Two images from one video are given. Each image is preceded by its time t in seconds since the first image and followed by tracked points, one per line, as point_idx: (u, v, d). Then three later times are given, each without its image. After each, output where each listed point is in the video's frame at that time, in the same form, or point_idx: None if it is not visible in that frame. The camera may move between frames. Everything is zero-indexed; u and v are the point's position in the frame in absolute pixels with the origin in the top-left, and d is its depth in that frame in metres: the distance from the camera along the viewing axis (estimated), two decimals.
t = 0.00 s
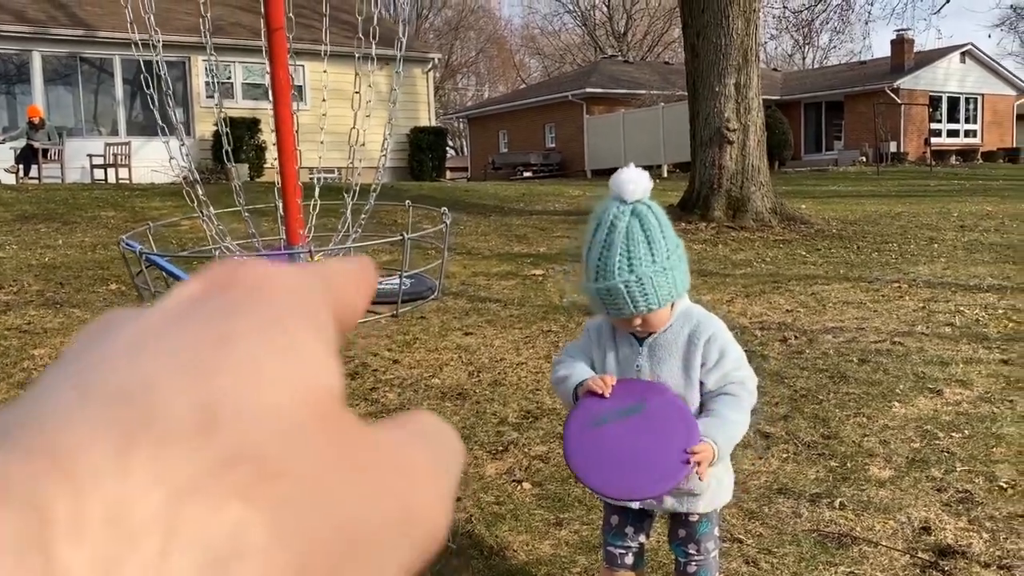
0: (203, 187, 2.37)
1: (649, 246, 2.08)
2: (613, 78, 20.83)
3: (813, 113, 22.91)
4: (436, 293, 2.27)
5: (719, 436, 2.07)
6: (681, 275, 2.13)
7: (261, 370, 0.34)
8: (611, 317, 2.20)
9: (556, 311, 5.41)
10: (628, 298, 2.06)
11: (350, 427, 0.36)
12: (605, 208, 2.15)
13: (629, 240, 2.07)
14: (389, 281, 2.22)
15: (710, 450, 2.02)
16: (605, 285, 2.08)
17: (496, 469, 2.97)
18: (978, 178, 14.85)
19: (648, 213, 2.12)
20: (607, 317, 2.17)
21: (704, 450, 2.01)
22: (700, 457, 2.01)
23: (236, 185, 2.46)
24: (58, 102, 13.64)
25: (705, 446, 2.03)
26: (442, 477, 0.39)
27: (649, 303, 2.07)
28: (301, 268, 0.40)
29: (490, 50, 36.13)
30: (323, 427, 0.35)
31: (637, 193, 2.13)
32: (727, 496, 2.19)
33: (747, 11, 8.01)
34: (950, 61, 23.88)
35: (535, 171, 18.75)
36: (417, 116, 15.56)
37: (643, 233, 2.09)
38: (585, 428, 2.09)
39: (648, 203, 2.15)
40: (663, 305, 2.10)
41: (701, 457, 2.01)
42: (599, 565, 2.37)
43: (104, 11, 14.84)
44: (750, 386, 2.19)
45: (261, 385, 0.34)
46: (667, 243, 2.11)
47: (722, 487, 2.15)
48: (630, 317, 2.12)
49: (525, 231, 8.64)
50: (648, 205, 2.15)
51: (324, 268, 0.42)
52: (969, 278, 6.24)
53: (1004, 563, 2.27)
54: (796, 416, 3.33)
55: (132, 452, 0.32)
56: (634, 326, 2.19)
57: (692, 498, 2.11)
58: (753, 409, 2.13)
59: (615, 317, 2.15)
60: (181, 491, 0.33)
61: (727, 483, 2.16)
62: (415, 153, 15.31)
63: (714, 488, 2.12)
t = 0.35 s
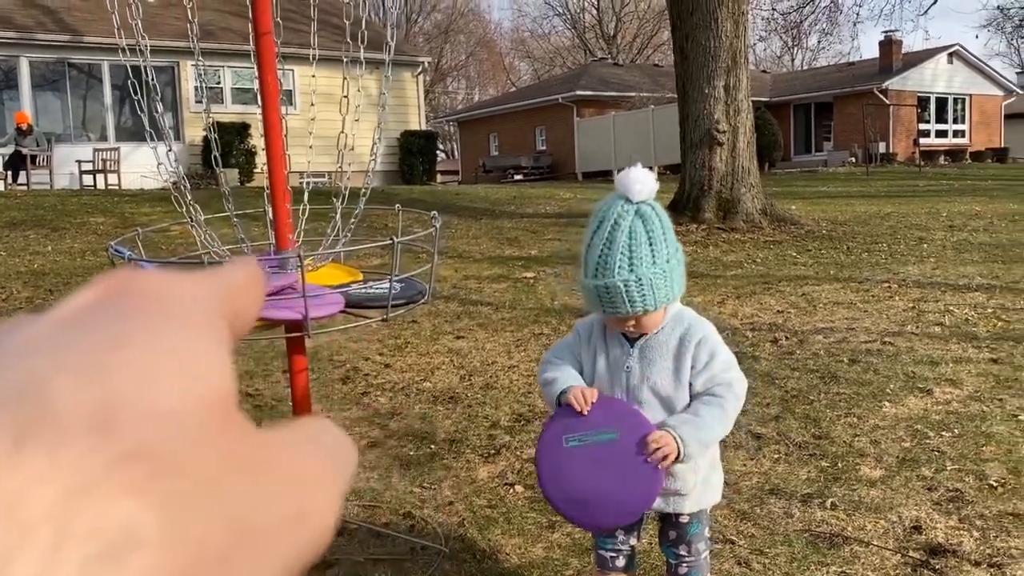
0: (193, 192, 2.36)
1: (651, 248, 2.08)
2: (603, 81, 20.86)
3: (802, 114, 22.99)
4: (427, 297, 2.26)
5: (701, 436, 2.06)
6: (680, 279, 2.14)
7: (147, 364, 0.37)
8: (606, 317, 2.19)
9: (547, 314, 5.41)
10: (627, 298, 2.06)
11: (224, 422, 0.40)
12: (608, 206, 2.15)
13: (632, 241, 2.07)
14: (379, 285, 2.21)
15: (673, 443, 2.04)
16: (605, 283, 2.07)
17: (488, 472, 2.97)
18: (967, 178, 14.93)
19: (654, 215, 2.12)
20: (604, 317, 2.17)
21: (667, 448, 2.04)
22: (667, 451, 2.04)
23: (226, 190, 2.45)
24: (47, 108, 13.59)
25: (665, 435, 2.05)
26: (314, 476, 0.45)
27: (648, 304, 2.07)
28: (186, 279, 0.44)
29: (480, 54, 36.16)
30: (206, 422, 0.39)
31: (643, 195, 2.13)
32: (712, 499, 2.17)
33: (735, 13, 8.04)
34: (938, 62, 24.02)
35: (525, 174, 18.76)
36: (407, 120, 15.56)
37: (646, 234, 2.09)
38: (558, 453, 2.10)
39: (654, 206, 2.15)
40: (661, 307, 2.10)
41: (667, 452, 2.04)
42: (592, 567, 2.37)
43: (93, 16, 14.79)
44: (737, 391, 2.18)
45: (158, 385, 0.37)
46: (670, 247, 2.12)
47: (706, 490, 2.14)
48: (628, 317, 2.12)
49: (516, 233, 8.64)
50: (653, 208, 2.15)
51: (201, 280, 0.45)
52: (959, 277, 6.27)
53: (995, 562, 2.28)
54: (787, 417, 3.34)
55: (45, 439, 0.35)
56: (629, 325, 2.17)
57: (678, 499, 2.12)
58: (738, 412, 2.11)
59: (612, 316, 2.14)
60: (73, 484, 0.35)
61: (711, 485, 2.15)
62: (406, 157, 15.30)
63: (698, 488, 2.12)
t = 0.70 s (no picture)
0: (181, 198, 2.35)
1: (644, 229, 2.12)
2: (593, 83, 20.92)
3: (792, 114, 23.09)
4: (418, 301, 2.26)
5: (688, 440, 2.06)
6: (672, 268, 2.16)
7: (166, 417, 0.40)
8: (598, 310, 2.20)
9: (539, 316, 5.42)
10: (620, 273, 2.07)
11: (235, 466, 0.43)
12: (606, 196, 2.19)
13: (629, 222, 2.11)
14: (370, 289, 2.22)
15: (663, 442, 2.04)
16: (599, 257, 2.08)
17: (481, 476, 2.98)
18: (955, 177, 15.00)
19: (650, 206, 2.17)
20: (596, 301, 2.17)
21: (657, 449, 2.04)
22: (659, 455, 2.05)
23: (215, 197, 2.45)
24: (35, 114, 13.54)
25: (654, 434, 2.06)
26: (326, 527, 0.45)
27: (640, 279, 2.08)
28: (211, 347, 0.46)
29: (470, 57, 36.18)
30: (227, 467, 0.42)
31: (641, 184, 2.18)
32: (702, 504, 2.17)
33: (724, 15, 8.07)
34: (925, 62, 24.15)
35: (516, 176, 18.79)
36: (398, 123, 15.56)
37: (641, 217, 2.14)
38: (576, 482, 2.21)
39: (651, 198, 2.20)
40: (654, 287, 2.11)
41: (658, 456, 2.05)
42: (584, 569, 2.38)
43: (81, 21, 14.74)
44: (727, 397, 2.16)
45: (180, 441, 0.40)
46: (664, 235, 2.15)
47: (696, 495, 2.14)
48: (618, 295, 2.12)
49: (507, 236, 8.65)
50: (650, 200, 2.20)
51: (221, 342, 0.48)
52: (948, 276, 6.30)
53: (983, 560, 2.29)
54: (778, 417, 3.36)
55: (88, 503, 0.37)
56: (620, 323, 2.18)
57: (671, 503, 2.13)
58: (727, 417, 2.10)
59: (604, 299, 2.15)
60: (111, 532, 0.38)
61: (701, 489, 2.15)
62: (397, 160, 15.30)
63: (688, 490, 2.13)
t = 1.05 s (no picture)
0: (165, 203, 2.34)
1: (639, 222, 2.10)
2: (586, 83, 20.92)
3: (785, 113, 23.12)
4: (403, 304, 2.25)
5: (687, 436, 1.99)
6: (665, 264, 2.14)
7: None
8: (590, 304, 2.14)
9: (531, 317, 5.41)
10: (616, 260, 2.04)
11: None
12: (600, 190, 2.17)
13: (625, 213, 2.09)
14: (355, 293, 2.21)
15: (662, 437, 1.96)
16: (596, 245, 2.05)
17: (469, 479, 2.97)
18: (947, 175, 15.04)
19: (645, 202, 2.16)
20: (588, 292, 2.13)
21: (656, 444, 1.96)
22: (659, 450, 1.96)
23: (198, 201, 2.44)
24: (26, 117, 13.50)
25: (651, 430, 1.97)
26: None
27: (637, 266, 2.05)
28: None
29: (463, 57, 36.16)
30: None
31: (636, 180, 2.17)
32: (694, 507, 2.12)
33: (715, 15, 8.06)
34: (917, 60, 24.19)
35: (510, 177, 18.80)
36: (390, 125, 15.53)
37: (636, 211, 2.11)
38: (573, 480, 2.12)
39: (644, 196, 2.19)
40: (649, 277, 2.09)
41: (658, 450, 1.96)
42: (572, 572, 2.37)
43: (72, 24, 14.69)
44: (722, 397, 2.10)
45: None
46: (657, 231, 2.14)
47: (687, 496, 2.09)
48: (613, 283, 2.08)
49: (500, 237, 8.65)
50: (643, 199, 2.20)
51: None
52: (939, 275, 6.31)
53: (970, 559, 2.29)
54: (768, 417, 3.36)
55: None
56: (613, 318, 2.12)
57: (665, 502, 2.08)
58: (721, 414, 2.04)
59: (598, 289, 2.10)
60: None
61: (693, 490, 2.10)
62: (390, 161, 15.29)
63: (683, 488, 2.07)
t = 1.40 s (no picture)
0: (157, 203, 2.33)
1: (639, 220, 2.09)
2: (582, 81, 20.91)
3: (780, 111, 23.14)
4: (395, 304, 2.24)
5: (690, 422, 2.00)
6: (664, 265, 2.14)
7: None
8: (589, 300, 2.13)
9: (527, 316, 5.41)
10: (617, 256, 2.03)
11: None
12: (600, 188, 2.17)
13: (624, 210, 2.09)
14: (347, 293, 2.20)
15: (667, 420, 1.96)
16: (595, 241, 2.04)
17: (464, 478, 2.97)
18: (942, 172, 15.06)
19: (645, 201, 2.16)
20: (587, 288, 2.12)
21: (661, 427, 1.95)
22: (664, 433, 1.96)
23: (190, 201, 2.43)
24: (20, 118, 13.47)
25: (656, 413, 1.97)
26: None
27: (636, 263, 2.05)
28: None
29: (458, 56, 36.12)
30: None
31: (636, 180, 2.17)
32: (689, 502, 2.12)
33: (709, 12, 8.06)
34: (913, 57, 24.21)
35: (506, 176, 18.80)
36: (386, 124, 15.52)
37: (635, 209, 2.11)
38: (570, 468, 2.09)
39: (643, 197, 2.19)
40: (648, 274, 2.09)
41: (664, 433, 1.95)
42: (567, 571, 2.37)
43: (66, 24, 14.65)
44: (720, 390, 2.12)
45: None
46: (657, 230, 2.14)
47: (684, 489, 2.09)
48: (613, 279, 2.07)
49: (496, 236, 8.64)
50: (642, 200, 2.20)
51: None
52: (934, 272, 6.31)
53: (965, 555, 2.29)
54: (763, 415, 3.36)
55: None
56: (612, 314, 2.11)
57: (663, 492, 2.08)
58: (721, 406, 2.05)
59: (597, 285, 2.09)
60: None
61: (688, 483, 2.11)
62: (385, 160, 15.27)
63: (681, 482, 2.07)
